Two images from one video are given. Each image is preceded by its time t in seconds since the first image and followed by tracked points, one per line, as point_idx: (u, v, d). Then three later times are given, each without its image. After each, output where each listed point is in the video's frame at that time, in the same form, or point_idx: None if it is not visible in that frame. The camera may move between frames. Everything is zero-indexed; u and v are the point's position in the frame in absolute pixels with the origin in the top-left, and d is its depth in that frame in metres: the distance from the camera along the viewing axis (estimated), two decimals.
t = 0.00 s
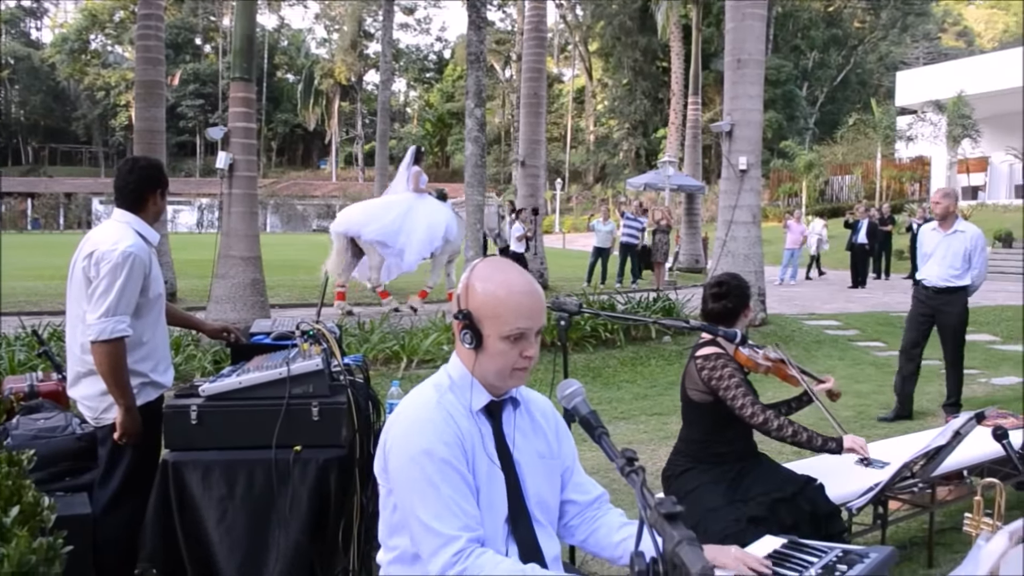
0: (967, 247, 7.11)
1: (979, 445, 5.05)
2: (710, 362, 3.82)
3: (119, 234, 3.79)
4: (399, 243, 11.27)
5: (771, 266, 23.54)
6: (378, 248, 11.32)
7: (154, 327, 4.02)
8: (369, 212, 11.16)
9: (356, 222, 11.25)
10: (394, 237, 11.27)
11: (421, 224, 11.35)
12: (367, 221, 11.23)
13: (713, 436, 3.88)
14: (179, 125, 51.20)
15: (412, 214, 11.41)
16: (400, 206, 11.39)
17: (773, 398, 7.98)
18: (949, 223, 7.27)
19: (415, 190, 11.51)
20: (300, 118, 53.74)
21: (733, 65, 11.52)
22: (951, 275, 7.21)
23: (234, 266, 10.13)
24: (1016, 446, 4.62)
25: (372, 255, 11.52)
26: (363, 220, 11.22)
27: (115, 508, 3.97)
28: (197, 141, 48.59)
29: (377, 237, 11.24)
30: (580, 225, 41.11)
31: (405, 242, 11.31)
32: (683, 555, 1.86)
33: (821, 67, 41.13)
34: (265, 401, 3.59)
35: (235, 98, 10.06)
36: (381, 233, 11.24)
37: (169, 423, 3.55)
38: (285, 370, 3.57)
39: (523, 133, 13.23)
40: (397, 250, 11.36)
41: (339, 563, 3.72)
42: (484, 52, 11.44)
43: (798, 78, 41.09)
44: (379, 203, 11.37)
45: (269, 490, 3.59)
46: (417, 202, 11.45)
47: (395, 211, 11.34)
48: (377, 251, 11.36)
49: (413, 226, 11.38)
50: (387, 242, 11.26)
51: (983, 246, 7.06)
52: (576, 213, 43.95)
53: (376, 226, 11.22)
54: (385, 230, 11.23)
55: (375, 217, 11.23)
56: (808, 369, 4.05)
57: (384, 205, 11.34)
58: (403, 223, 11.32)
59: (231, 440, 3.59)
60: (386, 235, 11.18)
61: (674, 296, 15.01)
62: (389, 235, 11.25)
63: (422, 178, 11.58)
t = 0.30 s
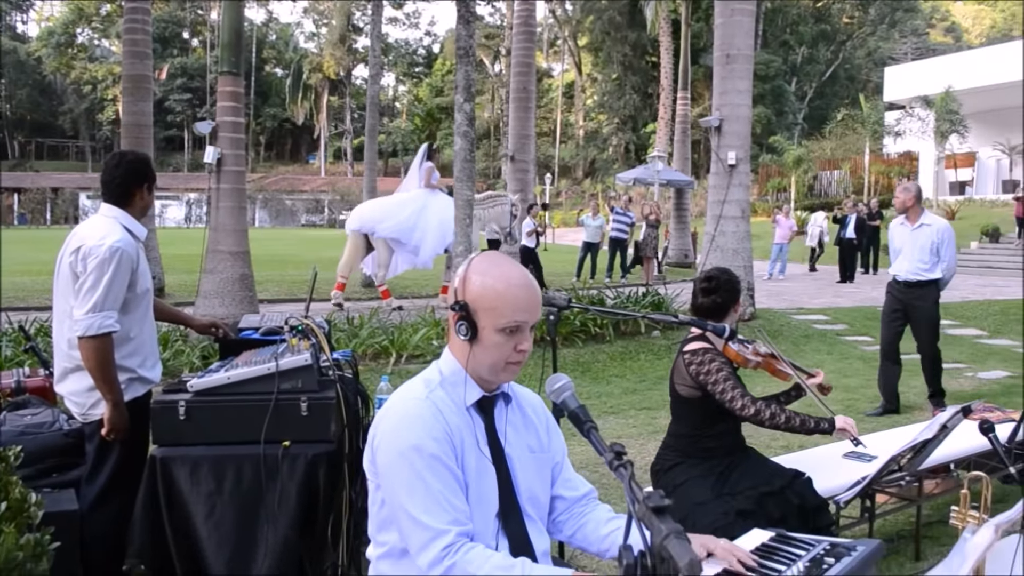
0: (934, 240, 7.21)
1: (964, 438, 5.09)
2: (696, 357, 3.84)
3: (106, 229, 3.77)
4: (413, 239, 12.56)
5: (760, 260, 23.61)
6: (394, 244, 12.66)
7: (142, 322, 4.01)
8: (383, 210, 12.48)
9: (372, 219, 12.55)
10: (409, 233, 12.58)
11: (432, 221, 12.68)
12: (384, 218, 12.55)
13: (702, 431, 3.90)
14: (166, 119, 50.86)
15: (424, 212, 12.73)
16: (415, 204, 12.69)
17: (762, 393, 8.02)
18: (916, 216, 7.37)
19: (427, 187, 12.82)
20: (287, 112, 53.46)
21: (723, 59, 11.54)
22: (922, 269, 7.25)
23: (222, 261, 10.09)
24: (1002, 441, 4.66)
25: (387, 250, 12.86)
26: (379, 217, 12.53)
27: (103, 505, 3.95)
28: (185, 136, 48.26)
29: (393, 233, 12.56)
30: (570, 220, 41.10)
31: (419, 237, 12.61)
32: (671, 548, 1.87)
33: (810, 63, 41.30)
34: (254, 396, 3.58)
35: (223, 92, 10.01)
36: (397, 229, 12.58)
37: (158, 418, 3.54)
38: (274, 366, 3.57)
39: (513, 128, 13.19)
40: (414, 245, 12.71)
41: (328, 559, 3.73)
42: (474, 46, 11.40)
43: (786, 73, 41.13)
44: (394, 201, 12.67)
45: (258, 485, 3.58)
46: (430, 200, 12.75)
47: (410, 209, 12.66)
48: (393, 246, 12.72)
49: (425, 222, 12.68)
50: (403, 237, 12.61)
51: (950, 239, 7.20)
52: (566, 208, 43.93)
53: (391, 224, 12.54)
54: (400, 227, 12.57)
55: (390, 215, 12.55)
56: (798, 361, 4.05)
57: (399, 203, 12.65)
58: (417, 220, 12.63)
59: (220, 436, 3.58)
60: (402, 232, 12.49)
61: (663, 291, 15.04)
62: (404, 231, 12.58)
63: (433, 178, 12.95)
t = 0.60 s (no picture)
0: (904, 234, 7.21)
1: (948, 432, 5.11)
2: (681, 352, 3.85)
3: (90, 224, 3.75)
4: (424, 230, 12.90)
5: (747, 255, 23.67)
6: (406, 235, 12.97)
7: (127, 318, 3.99)
8: (392, 203, 12.85)
9: (382, 212, 12.91)
10: (419, 225, 12.92)
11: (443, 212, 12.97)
12: (394, 210, 12.90)
13: (687, 425, 3.91)
14: (151, 113, 50.52)
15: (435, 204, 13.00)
16: (425, 197, 13.00)
17: (747, 387, 8.06)
18: (886, 211, 7.42)
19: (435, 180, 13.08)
20: (273, 106, 53.15)
21: (710, 54, 11.54)
22: (892, 264, 7.24)
23: (207, 256, 10.05)
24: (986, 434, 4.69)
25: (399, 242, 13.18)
26: (388, 210, 12.90)
27: (88, 502, 3.93)
28: (170, 130, 47.94)
29: (404, 225, 12.89)
30: (557, 214, 41.11)
31: (430, 228, 12.93)
32: (657, 541, 1.88)
33: (797, 58, 41.38)
34: (240, 392, 3.56)
35: (208, 85, 9.94)
36: (407, 221, 12.90)
37: (142, 415, 3.52)
38: (259, 361, 3.55)
39: (500, 122, 13.14)
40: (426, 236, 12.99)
41: (315, 555, 3.73)
42: (459, 40, 11.34)
43: (773, 68, 41.19)
44: (405, 194, 13.01)
45: (244, 482, 3.56)
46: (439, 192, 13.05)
47: (420, 202, 12.96)
48: (405, 238, 13.03)
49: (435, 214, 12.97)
50: (414, 228, 12.92)
51: (922, 232, 7.17)
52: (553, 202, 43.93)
53: (402, 215, 12.87)
54: (410, 219, 12.89)
55: (400, 207, 12.89)
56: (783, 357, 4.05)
57: (409, 196, 12.99)
58: (427, 211, 12.93)
59: (205, 432, 3.57)
60: (412, 223, 12.83)
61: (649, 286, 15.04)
62: (415, 222, 12.90)
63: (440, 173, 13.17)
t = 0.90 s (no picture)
0: (887, 230, 7.26)
1: (938, 424, 5.13)
2: (670, 346, 3.86)
3: (79, 218, 3.73)
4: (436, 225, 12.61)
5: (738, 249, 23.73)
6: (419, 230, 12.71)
7: (117, 312, 3.97)
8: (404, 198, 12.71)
9: (394, 208, 12.77)
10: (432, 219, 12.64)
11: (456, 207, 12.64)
12: (406, 206, 12.75)
13: (678, 419, 3.92)
14: (140, 107, 50.29)
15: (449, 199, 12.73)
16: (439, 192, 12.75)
17: (738, 381, 8.10)
18: (873, 204, 7.49)
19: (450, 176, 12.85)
20: (263, 100, 52.99)
21: (701, 48, 11.54)
22: (874, 260, 7.27)
23: (198, 250, 10.02)
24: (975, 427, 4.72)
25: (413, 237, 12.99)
26: (401, 205, 12.75)
27: (80, 496, 3.92)
28: (160, 124, 47.75)
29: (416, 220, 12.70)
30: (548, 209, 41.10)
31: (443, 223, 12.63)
32: (647, 535, 1.88)
33: (787, 52, 41.45)
34: (232, 388, 3.55)
35: (198, 79, 9.89)
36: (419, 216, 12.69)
37: (134, 410, 3.51)
38: (251, 355, 3.54)
39: (491, 116, 13.12)
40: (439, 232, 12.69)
41: (308, 549, 3.73)
42: (451, 33, 11.30)
43: (764, 62, 41.23)
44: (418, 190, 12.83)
45: (236, 476, 3.56)
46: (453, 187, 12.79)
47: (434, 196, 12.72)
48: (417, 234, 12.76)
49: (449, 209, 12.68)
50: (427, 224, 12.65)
51: (905, 229, 7.24)
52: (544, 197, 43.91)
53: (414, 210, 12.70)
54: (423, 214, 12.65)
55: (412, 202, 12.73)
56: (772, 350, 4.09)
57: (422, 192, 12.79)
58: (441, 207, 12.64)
59: (196, 427, 3.56)
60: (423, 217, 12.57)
61: (641, 279, 15.07)
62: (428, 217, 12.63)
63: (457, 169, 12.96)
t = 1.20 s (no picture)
0: (861, 225, 7.27)
1: (920, 418, 5.18)
2: (653, 341, 3.87)
3: (61, 212, 3.70)
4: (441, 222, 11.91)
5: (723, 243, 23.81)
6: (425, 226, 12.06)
7: (99, 307, 3.95)
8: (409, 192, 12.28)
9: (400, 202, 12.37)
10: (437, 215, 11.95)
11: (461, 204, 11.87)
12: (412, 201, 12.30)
13: (661, 413, 3.94)
14: (124, 100, 49.94)
15: (454, 195, 11.99)
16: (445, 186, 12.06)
17: (723, 375, 8.14)
18: (849, 196, 7.42)
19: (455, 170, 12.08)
20: (248, 93, 52.73)
21: (686, 42, 11.55)
22: (849, 255, 7.34)
23: (182, 244, 9.99)
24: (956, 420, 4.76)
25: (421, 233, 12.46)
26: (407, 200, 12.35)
27: (63, 491, 3.90)
28: (143, 117, 47.43)
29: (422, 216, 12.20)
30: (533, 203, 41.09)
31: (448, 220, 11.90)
32: (631, 526, 1.89)
33: (772, 46, 41.55)
34: (218, 381, 3.55)
35: (181, 72, 9.83)
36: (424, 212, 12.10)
37: (118, 404, 3.49)
38: (235, 350, 3.54)
39: (476, 110, 13.10)
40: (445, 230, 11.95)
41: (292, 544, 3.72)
42: (436, 27, 11.27)
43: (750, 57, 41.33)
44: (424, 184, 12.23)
45: (222, 471, 3.55)
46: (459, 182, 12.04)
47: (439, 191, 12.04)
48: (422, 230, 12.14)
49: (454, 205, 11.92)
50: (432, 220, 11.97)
51: (879, 223, 7.20)
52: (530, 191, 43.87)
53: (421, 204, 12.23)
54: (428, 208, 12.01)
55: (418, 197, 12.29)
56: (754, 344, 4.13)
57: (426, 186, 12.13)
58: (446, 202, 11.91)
59: (182, 421, 3.55)
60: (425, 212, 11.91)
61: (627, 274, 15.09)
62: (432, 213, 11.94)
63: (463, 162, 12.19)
